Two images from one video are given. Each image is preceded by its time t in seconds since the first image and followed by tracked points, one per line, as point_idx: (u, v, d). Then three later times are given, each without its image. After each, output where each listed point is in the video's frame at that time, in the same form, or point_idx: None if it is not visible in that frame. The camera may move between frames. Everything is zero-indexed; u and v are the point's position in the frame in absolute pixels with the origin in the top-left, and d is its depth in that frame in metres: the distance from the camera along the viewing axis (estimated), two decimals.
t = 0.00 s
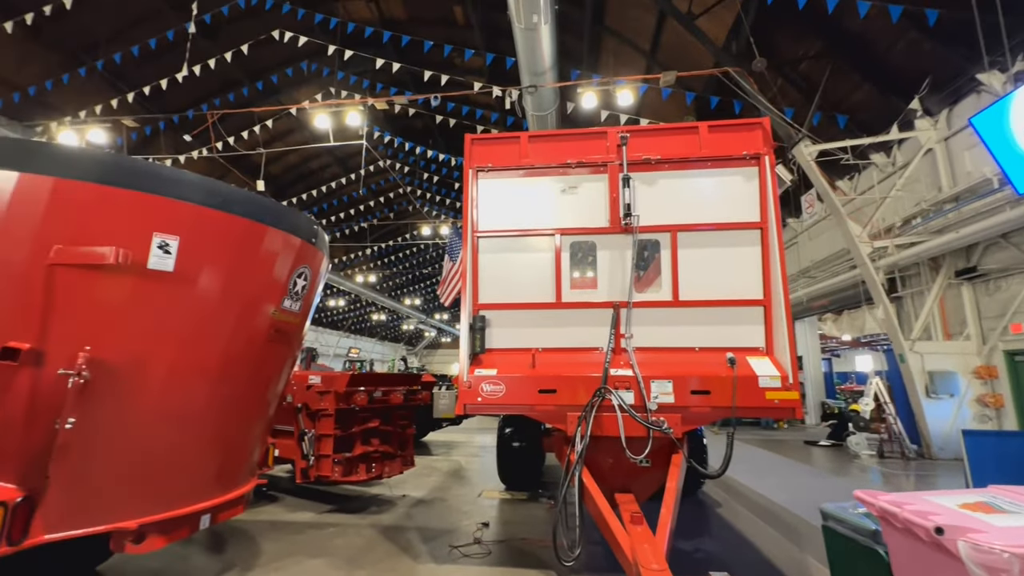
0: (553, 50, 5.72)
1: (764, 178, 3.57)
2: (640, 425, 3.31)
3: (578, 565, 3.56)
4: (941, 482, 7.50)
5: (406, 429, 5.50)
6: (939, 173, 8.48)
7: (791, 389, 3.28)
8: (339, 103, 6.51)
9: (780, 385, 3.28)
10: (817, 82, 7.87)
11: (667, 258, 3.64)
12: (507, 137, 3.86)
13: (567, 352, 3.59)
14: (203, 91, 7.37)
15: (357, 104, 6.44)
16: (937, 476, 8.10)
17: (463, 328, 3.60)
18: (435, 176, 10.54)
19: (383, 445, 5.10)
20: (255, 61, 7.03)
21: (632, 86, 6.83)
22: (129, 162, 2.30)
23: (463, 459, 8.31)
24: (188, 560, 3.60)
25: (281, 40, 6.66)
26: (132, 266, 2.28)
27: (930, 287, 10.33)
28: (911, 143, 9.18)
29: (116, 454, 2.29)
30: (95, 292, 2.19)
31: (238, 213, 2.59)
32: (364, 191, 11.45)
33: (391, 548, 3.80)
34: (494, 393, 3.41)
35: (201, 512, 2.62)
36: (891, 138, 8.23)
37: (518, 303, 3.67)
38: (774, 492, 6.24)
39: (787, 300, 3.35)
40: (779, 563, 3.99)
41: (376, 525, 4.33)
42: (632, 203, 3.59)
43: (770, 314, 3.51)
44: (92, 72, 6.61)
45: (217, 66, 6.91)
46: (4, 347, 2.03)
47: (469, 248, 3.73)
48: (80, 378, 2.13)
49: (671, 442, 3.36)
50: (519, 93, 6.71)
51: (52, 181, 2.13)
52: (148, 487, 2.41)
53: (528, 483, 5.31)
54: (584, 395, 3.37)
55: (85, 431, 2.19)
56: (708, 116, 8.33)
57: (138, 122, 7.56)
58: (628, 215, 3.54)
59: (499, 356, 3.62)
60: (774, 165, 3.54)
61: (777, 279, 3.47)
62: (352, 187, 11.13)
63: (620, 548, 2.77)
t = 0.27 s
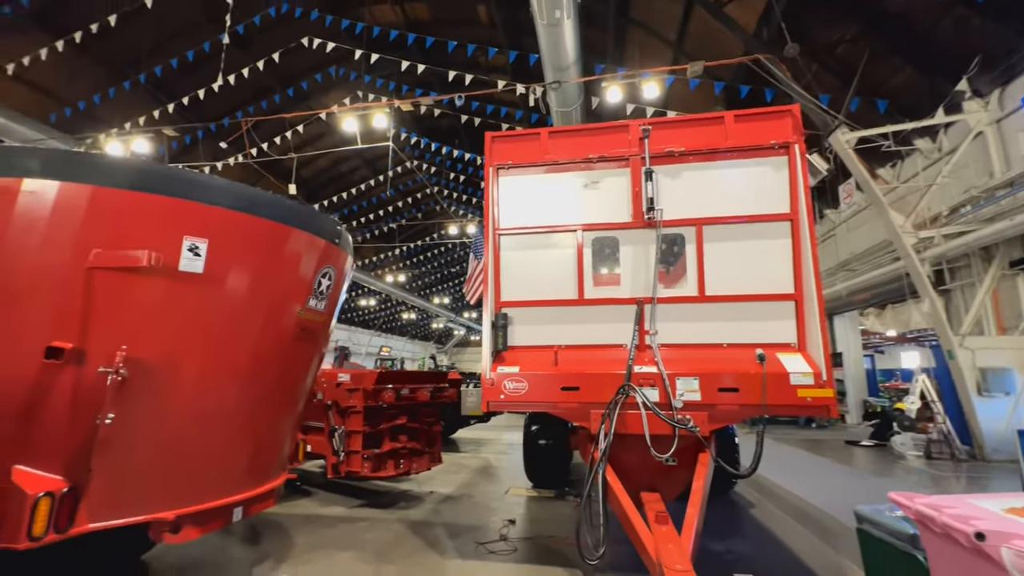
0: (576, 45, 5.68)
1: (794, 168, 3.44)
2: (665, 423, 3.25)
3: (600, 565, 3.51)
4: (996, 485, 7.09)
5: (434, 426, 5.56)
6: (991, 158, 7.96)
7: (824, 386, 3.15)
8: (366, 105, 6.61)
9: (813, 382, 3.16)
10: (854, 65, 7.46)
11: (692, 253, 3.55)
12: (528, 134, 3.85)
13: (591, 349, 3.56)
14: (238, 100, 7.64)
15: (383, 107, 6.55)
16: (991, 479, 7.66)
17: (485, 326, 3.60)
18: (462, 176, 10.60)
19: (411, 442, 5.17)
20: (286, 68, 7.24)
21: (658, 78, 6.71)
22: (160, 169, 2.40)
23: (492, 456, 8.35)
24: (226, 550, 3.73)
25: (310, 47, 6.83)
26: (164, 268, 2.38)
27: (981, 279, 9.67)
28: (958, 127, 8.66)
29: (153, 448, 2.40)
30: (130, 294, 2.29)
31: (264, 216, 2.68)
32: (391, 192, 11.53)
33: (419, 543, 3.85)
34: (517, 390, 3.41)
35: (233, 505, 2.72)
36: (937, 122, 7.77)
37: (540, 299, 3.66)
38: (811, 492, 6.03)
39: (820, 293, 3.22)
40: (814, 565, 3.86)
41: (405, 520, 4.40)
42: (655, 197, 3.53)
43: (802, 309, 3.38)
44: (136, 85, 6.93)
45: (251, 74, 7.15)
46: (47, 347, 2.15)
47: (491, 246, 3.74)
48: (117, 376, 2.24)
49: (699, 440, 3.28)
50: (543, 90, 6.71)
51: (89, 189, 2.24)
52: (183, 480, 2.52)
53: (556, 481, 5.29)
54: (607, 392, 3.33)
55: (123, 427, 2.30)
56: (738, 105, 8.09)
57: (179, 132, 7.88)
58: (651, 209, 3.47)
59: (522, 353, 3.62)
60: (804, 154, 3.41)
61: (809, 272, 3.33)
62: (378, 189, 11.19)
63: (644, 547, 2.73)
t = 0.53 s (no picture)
0: (603, 38, 5.60)
1: (828, 154, 3.29)
2: (692, 420, 3.17)
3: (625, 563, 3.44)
4: None
5: (463, 422, 5.61)
6: None
7: (862, 382, 2.99)
8: (396, 107, 6.73)
9: (849, 377, 3.00)
10: (900, 45, 6.91)
11: (720, 244, 3.45)
12: (549, 129, 3.83)
13: (615, 345, 3.51)
14: (275, 107, 7.93)
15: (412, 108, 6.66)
16: None
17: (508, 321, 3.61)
18: (491, 174, 10.61)
19: (441, 437, 5.25)
20: (319, 74, 7.45)
21: (688, 67, 6.55)
22: (192, 175, 2.52)
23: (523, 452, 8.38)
24: (265, 539, 3.88)
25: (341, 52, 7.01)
26: (197, 269, 2.50)
27: None
28: (1020, 104, 8.04)
29: (190, 441, 2.52)
30: (166, 294, 2.41)
31: (290, 218, 2.78)
32: (423, 191, 11.68)
33: (448, 536, 3.91)
34: (540, 386, 3.39)
35: (267, 495, 2.83)
36: (996, 98, 7.14)
37: (563, 295, 3.64)
38: (854, 493, 5.77)
39: (856, 284, 3.06)
40: (854, 567, 3.71)
41: (435, 514, 4.47)
42: (679, 188, 3.45)
43: (837, 301, 3.22)
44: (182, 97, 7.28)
45: (286, 81, 7.40)
46: (91, 344, 2.29)
47: (513, 242, 3.75)
48: (155, 371, 2.36)
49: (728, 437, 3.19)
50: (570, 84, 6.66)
51: (127, 196, 2.38)
52: (218, 470, 2.63)
53: (586, 478, 5.25)
54: (632, 388, 3.28)
55: (162, 419, 2.42)
56: (773, 91, 7.80)
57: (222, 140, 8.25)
58: (675, 201, 3.40)
59: (545, 349, 3.61)
60: (838, 139, 3.25)
61: (845, 263, 3.17)
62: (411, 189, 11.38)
63: (668, 545, 2.68)
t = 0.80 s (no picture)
0: (634, 28, 5.50)
1: (871, 137, 3.11)
2: (726, 418, 3.07)
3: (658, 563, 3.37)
4: None
5: (497, 418, 5.64)
6: None
7: (911, 378, 2.79)
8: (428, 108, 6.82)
9: (897, 374, 2.81)
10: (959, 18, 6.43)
11: (754, 236, 3.32)
12: (574, 124, 3.80)
13: (645, 341, 3.45)
14: (316, 113, 8.24)
15: (444, 108, 6.74)
16: None
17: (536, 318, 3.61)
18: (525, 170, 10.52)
19: (475, 432, 5.30)
20: (355, 79, 7.65)
21: (724, 53, 6.35)
22: (228, 182, 2.64)
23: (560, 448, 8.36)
24: (308, 528, 4.04)
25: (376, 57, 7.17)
26: (235, 272, 2.63)
27: None
28: None
29: (233, 434, 2.65)
30: (207, 296, 2.56)
31: (320, 220, 2.89)
32: (458, 190, 11.76)
33: (481, 531, 3.96)
34: (568, 382, 3.38)
35: (305, 487, 2.94)
36: None
37: (592, 291, 3.60)
38: (909, 495, 5.45)
39: (904, 275, 2.87)
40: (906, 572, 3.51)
41: (470, 508, 4.53)
42: (710, 178, 3.34)
43: (884, 293, 3.03)
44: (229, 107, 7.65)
45: (325, 88, 7.66)
46: (142, 343, 2.45)
47: (540, 239, 3.75)
48: (198, 368, 2.50)
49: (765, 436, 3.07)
50: (602, 77, 6.57)
51: (170, 204, 2.53)
52: (259, 463, 2.76)
53: (623, 475, 5.18)
54: (662, 385, 3.22)
55: (206, 414, 2.56)
56: (817, 74, 7.43)
57: (267, 147, 8.63)
58: (705, 193, 3.31)
59: (574, 346, 3.59)
60: (882, 121, 3.06)
61: (892, 253, 2.99)
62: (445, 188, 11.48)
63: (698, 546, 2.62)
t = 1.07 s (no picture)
0: (679, 12, 5.32)
1: (938, 113, 2.85)
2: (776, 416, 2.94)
3: (706, 562, 3.27)
4: None
5: (542, 414, 5.62)
6: None
7: (987, 374, 2.55)
8: (472, 107, 6.90)
9: (971, 369, 2.59)
10: None
11: (806, 225, 3.15)
12: (612, 116, 3.73)
13: (690, 336, 3.35)
14: (367, 118, 8.55)
15: (487, 106, 6.80)
16: None
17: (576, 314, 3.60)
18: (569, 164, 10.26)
19: (521, 428, 5.33)
20: (402, 83, 7.85)
21: (777, 32, 6.02)
22: (278, 190, 2.78)
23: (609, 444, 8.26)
24: (362, 516, 4.24)
25: (420, 60, 7.34)
26: (287, 273, 2.76)
27: None
28: None
29: (288, 426, 2.78)
30: (262, 297, 2.69)
31: (364, 223, 3.00)
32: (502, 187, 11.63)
33: (527, 524, 4.01)
34: (611, 378, 3.35)
35: (355, 477, 3.06)
36: None
37: (633, 285, 3.54)
38: (992, 500, 4.99)
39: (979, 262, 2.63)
40: None
41: (517, 502, 4.58)
42: (755, 166, 3.23)
43: (956, 283, 2.76)
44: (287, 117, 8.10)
45: (374, 94, 7.92)
46: (206, 342, 2.60)
47: (580, 234, 3.73)
48: (256, 364, 2.64)
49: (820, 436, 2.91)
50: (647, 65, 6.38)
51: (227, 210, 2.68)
52: (313, 453, 2.88)
53: (674, 473, 5.05)
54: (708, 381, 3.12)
55: (264, 407, 2.69)
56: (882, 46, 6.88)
57: (320, 153, 9.06)
58: (751, 180, 3.18)
59: (616, 341, 3.54)
60: (951, 95, 2.80)
61: (964, 238, 2.73)
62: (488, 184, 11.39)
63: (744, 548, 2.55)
